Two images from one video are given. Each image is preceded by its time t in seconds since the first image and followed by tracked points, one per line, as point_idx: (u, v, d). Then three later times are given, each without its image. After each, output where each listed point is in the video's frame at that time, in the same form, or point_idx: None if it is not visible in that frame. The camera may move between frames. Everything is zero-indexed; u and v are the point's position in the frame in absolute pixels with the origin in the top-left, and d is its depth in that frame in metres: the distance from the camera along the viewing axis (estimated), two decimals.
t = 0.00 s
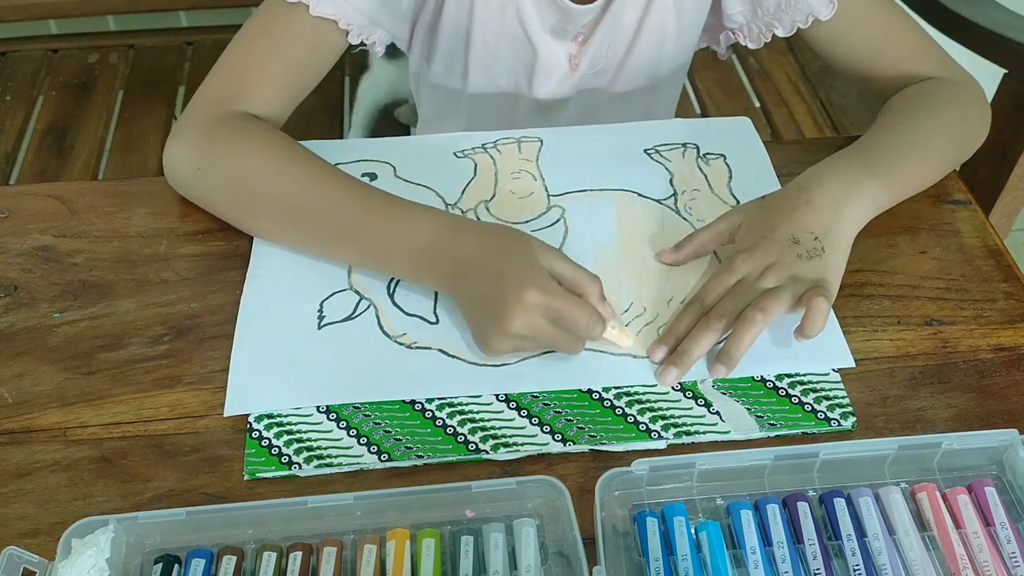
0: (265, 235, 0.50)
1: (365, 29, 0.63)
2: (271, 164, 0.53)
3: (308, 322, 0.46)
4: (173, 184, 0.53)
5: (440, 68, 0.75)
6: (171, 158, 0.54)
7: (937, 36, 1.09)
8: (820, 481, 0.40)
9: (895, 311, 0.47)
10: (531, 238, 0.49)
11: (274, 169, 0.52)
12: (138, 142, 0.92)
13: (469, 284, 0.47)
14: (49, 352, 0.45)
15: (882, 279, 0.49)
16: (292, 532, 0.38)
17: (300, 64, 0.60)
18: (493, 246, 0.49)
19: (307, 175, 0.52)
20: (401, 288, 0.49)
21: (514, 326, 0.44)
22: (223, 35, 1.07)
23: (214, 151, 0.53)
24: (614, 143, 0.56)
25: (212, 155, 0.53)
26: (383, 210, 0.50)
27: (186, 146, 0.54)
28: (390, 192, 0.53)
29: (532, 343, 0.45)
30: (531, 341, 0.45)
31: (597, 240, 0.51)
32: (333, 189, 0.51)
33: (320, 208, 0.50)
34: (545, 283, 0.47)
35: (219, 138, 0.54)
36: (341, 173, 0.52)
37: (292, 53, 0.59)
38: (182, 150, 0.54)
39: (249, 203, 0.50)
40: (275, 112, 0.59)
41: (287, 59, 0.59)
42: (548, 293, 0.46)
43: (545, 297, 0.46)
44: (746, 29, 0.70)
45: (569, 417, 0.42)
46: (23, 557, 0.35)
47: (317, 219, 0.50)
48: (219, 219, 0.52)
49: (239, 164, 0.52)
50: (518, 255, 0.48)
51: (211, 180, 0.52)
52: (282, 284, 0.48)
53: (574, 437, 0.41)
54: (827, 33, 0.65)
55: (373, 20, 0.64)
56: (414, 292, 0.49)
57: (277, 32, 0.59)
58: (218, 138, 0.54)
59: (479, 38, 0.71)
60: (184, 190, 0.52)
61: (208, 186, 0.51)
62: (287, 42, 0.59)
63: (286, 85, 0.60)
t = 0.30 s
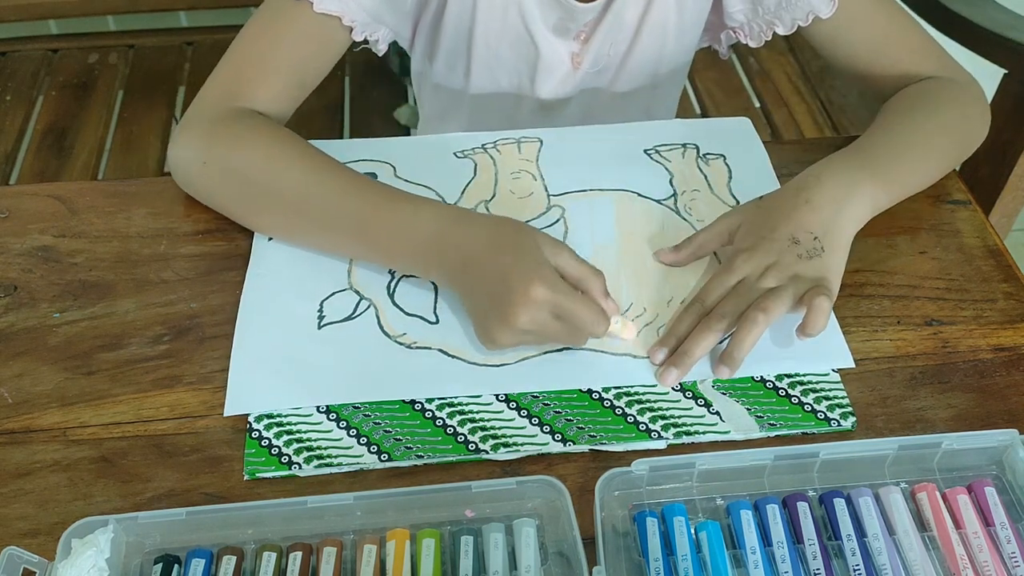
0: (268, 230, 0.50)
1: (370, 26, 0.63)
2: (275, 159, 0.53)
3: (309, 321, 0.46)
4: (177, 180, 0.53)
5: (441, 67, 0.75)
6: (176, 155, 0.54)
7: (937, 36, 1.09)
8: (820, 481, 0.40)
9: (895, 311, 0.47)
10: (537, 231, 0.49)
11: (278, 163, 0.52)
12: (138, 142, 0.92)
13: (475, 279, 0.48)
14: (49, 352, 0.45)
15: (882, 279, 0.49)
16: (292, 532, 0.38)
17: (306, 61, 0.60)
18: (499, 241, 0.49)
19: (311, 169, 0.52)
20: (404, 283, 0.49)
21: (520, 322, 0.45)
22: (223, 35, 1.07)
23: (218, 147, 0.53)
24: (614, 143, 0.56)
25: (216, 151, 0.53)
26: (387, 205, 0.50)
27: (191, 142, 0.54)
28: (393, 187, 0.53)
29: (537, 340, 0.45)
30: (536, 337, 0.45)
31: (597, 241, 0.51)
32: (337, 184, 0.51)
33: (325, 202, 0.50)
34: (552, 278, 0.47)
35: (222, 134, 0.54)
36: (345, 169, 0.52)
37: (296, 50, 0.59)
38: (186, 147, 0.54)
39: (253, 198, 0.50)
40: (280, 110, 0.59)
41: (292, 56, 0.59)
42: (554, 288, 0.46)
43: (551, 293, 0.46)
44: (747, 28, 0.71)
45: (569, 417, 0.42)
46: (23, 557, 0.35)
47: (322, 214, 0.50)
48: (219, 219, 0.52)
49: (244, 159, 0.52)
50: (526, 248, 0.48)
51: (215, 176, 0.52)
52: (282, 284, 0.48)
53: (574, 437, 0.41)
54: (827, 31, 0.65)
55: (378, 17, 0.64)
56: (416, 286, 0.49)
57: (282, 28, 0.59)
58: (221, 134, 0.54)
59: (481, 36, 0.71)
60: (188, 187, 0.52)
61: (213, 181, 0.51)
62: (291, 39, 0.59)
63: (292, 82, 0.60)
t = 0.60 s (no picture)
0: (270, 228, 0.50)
1: (368, 24, 0.63)
2: (274, 157, 0.53)
3: (309, 321, 0.46)
4: (178, 180, 0.54)
5: (442, 66, 0.75)
6: (177, 155, 0.54)
7: (937, 36, 1.09)
8: (820, 481, 0.40)
9: (895, 311, 0.47)
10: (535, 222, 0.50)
11: (282, 160, 0.53)
12: (138, 142, 0.92)
13: (479, 269, 0.48)
14: (49, 352, 0.45)
15: (882, 279, 0.49)
16: (292, 532, 0.38)
17: (307, 61, 0.60)
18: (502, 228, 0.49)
19: (316, 164, 0.52)
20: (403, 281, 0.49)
21: (523, 304, 0.46)
22: (223, 35, 1.07)
23: (219, 145, 0.53)
24: (614, 142, 0.56)
25: (218, 149, 0.53)
26: (389, 198, 0.51)
27: (191, 141, 0.54)
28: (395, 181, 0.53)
29: (541, 323, 0.46)
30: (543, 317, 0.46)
31: (597, 241, 0.51)
32: (341, 179, 0.52)
33: (327, 198, 0.51)
34: (555, 257, 0.47)
35: (223, 133, 0.54)
36: (346, 164, 0.53)
37: (296, 50, 0.59)
38: (187, 146, 0.54)
39: (257, 195, 0.51)
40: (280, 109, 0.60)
41: (293, 56, 0.59)
42: (559, 269, 0.47)
43: (556, 273, 0.47)
44: (747, 27, 0.71)
45: (569, 417, 0.42)
46: (22, 557, 0.35)
47: (323, 210, 0.50)
48: (219, 219, 0.52)
49: (247, 157, 0.53)
50: (528, 230, 0.49)
51: (216, 175, 0.52)
52: (281, 284, 0.48)
53: (574, 437, 0.41)
54: (827, 29, 0.64)
55: (376, 14, 0.64)
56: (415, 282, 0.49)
57: (283, 27, 0.59)
58: (222, 131, 0.54)
59: (482, 34, 0.71)
60: (190, 186, 0.53)
61: (214, 179, 0.52)
62: (292, 39, 0.59)
63: (292, 81, 0.60)
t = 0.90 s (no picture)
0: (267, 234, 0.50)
1: (366, 30, 0.63)
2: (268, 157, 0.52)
3: (309, 320, 0.46)
4: (174, 187, 0.53)
5: (440, 67, 0.75)
6: (170, 163, 0.53)
7: (935, 36, 1.09)
8: (820, 481, 0.40)
9: (895, 311, 0.47)
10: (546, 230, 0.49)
11: (276, 166, 0.52)
12: (138, 142, 0.92)
13: (483, 279, 0.47)
14: (49, 352, 0.45)
15: (882, 279, 0.49)
16: (292, 532, 0.38)
17: (306, 66, 0.60)
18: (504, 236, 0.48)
19: (309, 172, 0.52)
20: (399, 291, 0.48)
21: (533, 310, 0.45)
22: (222, 35, 1.07)
23: (214, 152, 0.53)
24: (613, 143, 0.56)
25: (214, 156, 0.53)
26: (388, 207, 0.50)
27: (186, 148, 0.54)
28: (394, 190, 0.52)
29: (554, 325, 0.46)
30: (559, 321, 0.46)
31: (597, 241, 0.51)
32: (337, 187, 0.51)
33: (323, 207, 0.50)
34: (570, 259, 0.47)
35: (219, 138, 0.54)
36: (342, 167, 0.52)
37: (296, 55, 0.59)
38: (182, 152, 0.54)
39: (252, 204, 0.50)
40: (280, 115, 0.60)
41: (292, 62, 0.59)
42: (576, 271, 0.46)
43: (574, 275, 0.46)
44: (746, 30, 0.70)
45: (569, 417, 0.42)
46: (22, 557, 0.35)
47: (319, 220, 0.49)
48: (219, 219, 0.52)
49: (240, 163, 0.52)
50: (537, 232, 0.48)
51: (212, 182, 0.51)
52: (282, 285, 0.48)
53: (574, 437, 0.41)
54: (824, 30, 0.64)
55: (375, 21, 0.64)
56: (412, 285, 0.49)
57: (283, 31, 0.59)
58: (219, 135, 0.54)
59: (478, 36, 0.71)
60: (186, 193, 0.52)
61: (211, 185, 0.51)
62: (290, 45, 0.59)
63: (291, 87, 0.60)
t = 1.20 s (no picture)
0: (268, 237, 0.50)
1: (365, 33, 0.63)
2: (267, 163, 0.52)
3: (309, 320, 0.46)
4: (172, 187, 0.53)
5: (440, 68, 0.76)
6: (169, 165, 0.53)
7: (935, 36, 1.10)
8: (820, 481, 0.40)
9: (895, 311, 0.47)
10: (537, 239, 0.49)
11: (274, 171, 0.52)
12: (138, 142, 0.92)
13: (480, 288, 0.48)
14: (49, 352, 0.45)
15: (882, 279, 0.49)
16: (292, 532, 0.38)
17: (305, 65, 0.60)
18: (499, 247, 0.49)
19: (308, 179, 0.52)
20: (399, 288, 0.48)
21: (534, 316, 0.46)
22: (222, 35, 1.07)
23: (213, 153, 0.53)
24: (613, 143, 0.56)
25: (211, 157, 0.53)
26: (390, 221, 0.50)
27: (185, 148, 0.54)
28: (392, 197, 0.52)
29: (551, 334, 0.45)
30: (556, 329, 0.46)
31: (597, 240, 0.50)
32: (336, 193, 0.51)
33: (324, 213, 0.50)
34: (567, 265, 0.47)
35: (218, 139, 0.54)
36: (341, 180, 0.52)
37: (293, 55, 0.59)
38: (180, 153, 0.53)
39: (252, 209, 0.50)
40: (279, 114, 0.59)
41: (290, 61, 0.59)
42: (572, 274, 0.47)
43: (568, 280, 0.46)
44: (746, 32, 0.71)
45: (570, 417, 0.42)
46: (22, 557, 0.35)
47: (319, 225, 0.50)
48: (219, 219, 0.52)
49: (239, 167, 0.52)
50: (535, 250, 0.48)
51: (212, 184, 0.51)
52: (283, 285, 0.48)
53: (574, 437, 0.41)
54: (824, 31, 0.65)
55: (374, 24, 0.64)
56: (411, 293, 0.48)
57: (280, 32, 0.59)
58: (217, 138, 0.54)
59: (479, 38, 0.71)
60: (184, 194, 0.52)
61: (211, 185, 0.51)
62: (288, 44, 0.59)
63: (289, 86, 0.60)
